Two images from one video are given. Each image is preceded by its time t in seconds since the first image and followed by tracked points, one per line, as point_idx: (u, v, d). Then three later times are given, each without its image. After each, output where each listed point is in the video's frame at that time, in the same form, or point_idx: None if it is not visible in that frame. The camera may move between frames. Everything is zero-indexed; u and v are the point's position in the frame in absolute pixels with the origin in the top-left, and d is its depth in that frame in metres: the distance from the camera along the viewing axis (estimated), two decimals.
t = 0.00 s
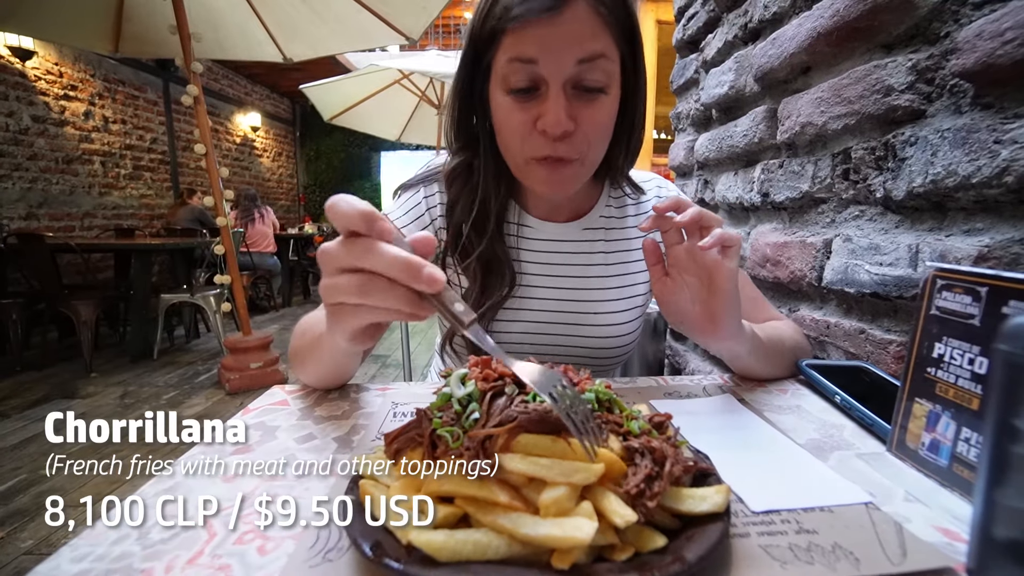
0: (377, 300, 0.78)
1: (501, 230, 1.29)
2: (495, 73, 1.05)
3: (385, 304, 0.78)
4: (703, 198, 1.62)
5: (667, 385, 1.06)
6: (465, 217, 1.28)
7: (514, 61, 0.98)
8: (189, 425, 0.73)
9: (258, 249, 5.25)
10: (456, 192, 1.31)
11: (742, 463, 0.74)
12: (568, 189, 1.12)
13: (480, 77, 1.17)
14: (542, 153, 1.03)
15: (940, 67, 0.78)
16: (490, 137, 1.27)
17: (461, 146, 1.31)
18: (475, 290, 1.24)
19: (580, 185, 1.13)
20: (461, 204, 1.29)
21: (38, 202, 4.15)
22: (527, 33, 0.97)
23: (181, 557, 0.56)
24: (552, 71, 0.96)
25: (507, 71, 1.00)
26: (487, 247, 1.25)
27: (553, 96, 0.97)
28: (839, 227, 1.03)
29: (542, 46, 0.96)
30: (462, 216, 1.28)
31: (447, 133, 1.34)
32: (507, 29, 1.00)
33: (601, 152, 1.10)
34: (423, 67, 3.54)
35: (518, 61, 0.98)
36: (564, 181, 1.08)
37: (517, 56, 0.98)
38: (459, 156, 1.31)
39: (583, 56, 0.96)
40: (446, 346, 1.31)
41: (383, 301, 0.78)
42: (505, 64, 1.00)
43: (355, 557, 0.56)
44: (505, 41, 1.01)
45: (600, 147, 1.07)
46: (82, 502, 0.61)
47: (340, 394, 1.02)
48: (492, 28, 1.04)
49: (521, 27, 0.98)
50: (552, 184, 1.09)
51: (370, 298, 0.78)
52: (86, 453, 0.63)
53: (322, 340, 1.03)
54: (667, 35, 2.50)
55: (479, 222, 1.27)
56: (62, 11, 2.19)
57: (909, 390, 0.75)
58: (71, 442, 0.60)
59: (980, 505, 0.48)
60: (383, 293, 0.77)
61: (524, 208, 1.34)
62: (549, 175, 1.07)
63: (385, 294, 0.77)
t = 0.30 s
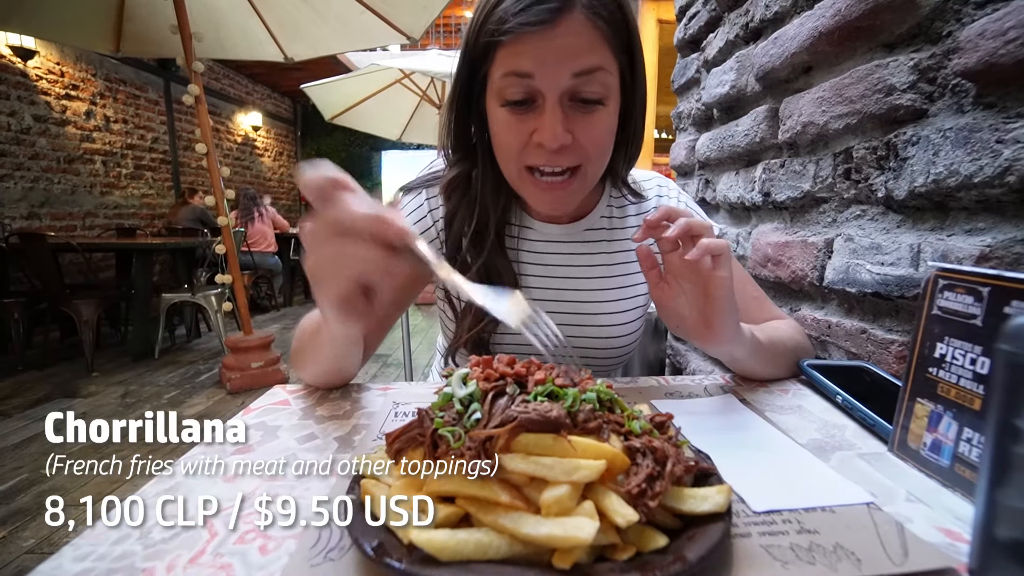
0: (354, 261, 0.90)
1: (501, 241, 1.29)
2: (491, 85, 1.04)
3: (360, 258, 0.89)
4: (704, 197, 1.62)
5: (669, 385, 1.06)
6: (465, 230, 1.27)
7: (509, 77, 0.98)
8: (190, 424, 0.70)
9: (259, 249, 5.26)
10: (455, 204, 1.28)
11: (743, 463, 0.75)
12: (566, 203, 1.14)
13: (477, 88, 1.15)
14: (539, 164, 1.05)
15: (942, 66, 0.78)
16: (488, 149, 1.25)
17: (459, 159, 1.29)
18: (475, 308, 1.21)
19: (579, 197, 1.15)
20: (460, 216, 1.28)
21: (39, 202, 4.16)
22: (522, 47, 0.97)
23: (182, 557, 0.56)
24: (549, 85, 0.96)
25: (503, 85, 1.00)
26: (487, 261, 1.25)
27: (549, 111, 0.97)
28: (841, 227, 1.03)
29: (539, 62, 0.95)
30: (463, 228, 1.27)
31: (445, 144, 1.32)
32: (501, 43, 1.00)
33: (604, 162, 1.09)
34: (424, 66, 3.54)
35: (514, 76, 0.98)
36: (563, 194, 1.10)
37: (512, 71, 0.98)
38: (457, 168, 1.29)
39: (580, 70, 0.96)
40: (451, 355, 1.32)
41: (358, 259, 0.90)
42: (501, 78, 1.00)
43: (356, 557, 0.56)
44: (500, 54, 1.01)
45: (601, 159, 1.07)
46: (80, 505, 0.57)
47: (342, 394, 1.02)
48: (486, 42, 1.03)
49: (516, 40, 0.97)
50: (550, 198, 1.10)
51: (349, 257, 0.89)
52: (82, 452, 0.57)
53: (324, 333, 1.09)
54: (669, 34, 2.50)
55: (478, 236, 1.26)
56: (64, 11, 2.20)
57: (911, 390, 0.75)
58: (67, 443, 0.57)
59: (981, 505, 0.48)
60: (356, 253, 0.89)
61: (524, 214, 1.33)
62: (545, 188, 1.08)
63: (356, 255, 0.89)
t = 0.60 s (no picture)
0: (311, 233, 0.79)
1: (501, 229, 1.30)
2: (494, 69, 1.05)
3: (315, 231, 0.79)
4: (706, 195, 1.61)
5: (669, 382, 1.06)
6: (464, 217, 1.28)
7: (514, 59, 0.98)
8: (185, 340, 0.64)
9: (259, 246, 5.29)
10: (456, 189, 1.30)
11: (744, 461, 0.74)
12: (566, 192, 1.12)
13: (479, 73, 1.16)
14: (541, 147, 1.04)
15: (946, 64, 0.78)
16: (489, 136, 1.27)
17: (460, 145, 1.30)
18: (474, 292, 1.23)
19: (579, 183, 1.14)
20: (460, 203, 1.29)
21: (40, 198, 4.16)
22: (528, 30, 0.97)
23: (182, 552, 0.56)
24: (552, 68, 0.97)
25: (506, 68, 1.00)
26: (486, 247, 1.26)
27: (553, 92, 0.97)
28: (842, 225, 1.02)
29: (542, 44, 0.96)
30: (462, 213, 1.28)
31: (446, 130, 1.33)
32: (506, 24, 1.00)
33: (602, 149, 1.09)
34: (425, 63, 3.53)
35: (518, 59, 0.97)
36: (563, 181, 1.08)
37: (517, 54, 0.97)
38: (458, 154, 1.31)
39: (583, 53, 0.96)
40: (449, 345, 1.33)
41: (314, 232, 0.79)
42: (504, 61, 1.00)
43: (355, 552, 0.56)
44: (504, 36, 1.01)
45: (601, 144, 1.08)
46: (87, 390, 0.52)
47: (342, 391, 1.02)
48: (492, 23, 1.03)
49: (522, 22, 0.97)
50: (550, 182, 1.09)
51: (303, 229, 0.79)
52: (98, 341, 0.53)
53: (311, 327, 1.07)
54: (670, 31, 2.49)
55: (478, 222, 1.27)
56: (65, 6, 2.19)
57: (912, 389, 0.75)
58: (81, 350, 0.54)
59: (982, 504, 0.48)
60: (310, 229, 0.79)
61: (524, 207, 1.33)
62: (544, 171, 1.07)
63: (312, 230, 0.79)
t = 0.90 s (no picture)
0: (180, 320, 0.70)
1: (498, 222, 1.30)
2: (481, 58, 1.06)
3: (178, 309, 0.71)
4: (706, 194, 1.61)
5: (668, 382, 1.06)
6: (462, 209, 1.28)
7: (498, 44, 1.00)
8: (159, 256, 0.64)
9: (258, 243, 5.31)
10: (454, 181, 1.31)
11: (744, 461, 0.74)
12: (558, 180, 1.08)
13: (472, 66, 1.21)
14: (524, 131, 1.01)
15: (947, 64, 0.78)
16: (485, 128, 1.29)
17: (457, 137, 1.33)
18: (477, 283, 1.23)
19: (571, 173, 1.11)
20: (458, 194, 1.29)
21: (39, 193, 4.15)
22: (512, 14, 0.99)
23: (182, 550, 0.57)
24: (534, 51, 0.98)
25: (492, 53, 1.01)
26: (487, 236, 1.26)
27: (536, 73, 0.98)
28: (843, 225, 1.02)
29: (523, 27, 0.97)
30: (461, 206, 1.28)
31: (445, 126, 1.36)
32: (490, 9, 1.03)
33: (593, 139, 1.06)
34: (426, 61, 3.53)
35: (502, 43, 0.99)
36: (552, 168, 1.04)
37: (501, 38, 0.99)
38: (456, 145, 1.33)
39: (564, 35, 0.97)
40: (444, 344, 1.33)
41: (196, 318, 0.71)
42: (491, 47, 1.01)
43: (355, 551, 0.56)
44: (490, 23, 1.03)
45: (591, 132, 1.04)
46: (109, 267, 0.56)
47: (342, 389, 1.02)
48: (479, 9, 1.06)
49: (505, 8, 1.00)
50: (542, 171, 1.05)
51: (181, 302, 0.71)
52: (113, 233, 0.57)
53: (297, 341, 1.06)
54: (672, 30, 2.49)
55: (477, 213, 1.28)
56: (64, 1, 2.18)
57: (911, 389, 0.75)
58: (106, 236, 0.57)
59: (980, 504, 0.48)
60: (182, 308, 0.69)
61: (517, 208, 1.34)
62: (535, 160, 1.03)
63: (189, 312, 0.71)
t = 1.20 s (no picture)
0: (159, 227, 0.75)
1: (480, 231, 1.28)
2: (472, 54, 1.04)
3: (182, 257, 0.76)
4: (706, 189, 1.61)
5: (668, 377, 1.06)
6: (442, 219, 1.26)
7: (493, 41, 0.98)
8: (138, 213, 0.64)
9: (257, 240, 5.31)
10: (430, 192, 1.29)
11: (741, 456, 0.75)
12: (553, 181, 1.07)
13: (457, 63, 1.16)
14: (525, 134, 0.99)
15: (950, 57, 0.78)
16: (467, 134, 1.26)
17: (437, 144, 1.31)
18: (454, 300, 1.24)
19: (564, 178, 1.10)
20: (435, 204, 1.27)
21: (38, 191, 4.15)
22: (504, 11, 0.97)
23: (183, 545, 0.57)
24: (536, 47, 0.97)
25: (486, 50, 1.00)
26: (464, 251, 1.25)
27: (539, 69, 0.97)
28: (844, 220, 1.02)
29: (522, 22, 0.96)
30: (437, 216, 1.26)
31: (424, 129, 1.33)
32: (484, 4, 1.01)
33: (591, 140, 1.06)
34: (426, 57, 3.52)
35: (498, 39, 0.98)
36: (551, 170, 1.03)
37: (495, 34, 0.98)
38: (436, 153, 1.30)
39: (567, 30, 0.96)
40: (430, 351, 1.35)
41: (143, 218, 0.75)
42: (484, 44, 1.00)
43: (355, 546, 0.56)
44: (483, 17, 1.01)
45: (590, 133, 1.04)
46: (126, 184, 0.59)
47: (341, 385, 1.02)
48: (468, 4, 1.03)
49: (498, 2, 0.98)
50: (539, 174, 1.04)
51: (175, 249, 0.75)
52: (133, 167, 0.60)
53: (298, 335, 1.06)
54: (672, 25, 2.48)
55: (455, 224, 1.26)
56: None
57: (910, 384, 0.75)
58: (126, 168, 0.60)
59: (980, 498, 0.49)
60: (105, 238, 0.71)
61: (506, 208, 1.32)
62: (535, 163, 1.01)
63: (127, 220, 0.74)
